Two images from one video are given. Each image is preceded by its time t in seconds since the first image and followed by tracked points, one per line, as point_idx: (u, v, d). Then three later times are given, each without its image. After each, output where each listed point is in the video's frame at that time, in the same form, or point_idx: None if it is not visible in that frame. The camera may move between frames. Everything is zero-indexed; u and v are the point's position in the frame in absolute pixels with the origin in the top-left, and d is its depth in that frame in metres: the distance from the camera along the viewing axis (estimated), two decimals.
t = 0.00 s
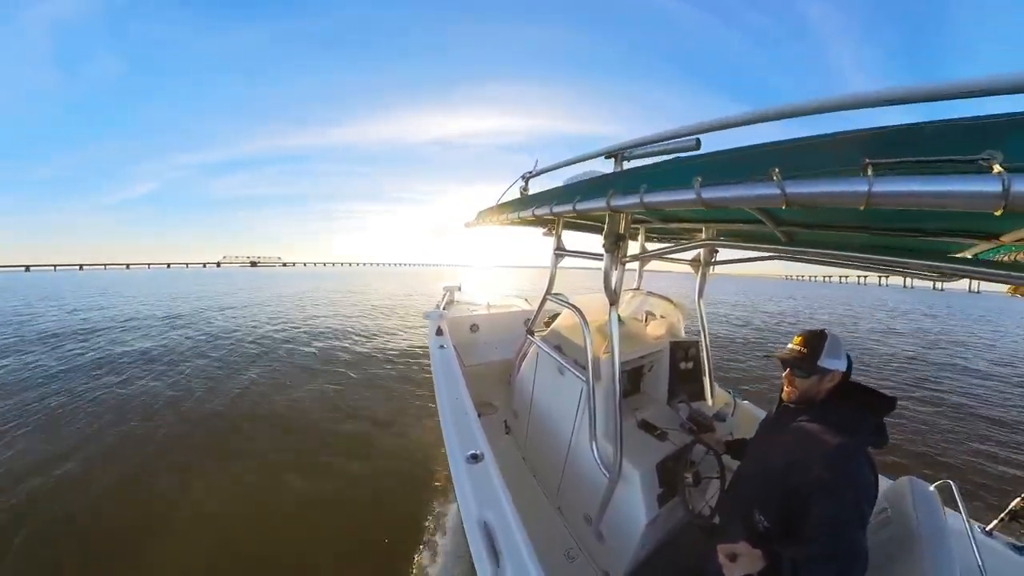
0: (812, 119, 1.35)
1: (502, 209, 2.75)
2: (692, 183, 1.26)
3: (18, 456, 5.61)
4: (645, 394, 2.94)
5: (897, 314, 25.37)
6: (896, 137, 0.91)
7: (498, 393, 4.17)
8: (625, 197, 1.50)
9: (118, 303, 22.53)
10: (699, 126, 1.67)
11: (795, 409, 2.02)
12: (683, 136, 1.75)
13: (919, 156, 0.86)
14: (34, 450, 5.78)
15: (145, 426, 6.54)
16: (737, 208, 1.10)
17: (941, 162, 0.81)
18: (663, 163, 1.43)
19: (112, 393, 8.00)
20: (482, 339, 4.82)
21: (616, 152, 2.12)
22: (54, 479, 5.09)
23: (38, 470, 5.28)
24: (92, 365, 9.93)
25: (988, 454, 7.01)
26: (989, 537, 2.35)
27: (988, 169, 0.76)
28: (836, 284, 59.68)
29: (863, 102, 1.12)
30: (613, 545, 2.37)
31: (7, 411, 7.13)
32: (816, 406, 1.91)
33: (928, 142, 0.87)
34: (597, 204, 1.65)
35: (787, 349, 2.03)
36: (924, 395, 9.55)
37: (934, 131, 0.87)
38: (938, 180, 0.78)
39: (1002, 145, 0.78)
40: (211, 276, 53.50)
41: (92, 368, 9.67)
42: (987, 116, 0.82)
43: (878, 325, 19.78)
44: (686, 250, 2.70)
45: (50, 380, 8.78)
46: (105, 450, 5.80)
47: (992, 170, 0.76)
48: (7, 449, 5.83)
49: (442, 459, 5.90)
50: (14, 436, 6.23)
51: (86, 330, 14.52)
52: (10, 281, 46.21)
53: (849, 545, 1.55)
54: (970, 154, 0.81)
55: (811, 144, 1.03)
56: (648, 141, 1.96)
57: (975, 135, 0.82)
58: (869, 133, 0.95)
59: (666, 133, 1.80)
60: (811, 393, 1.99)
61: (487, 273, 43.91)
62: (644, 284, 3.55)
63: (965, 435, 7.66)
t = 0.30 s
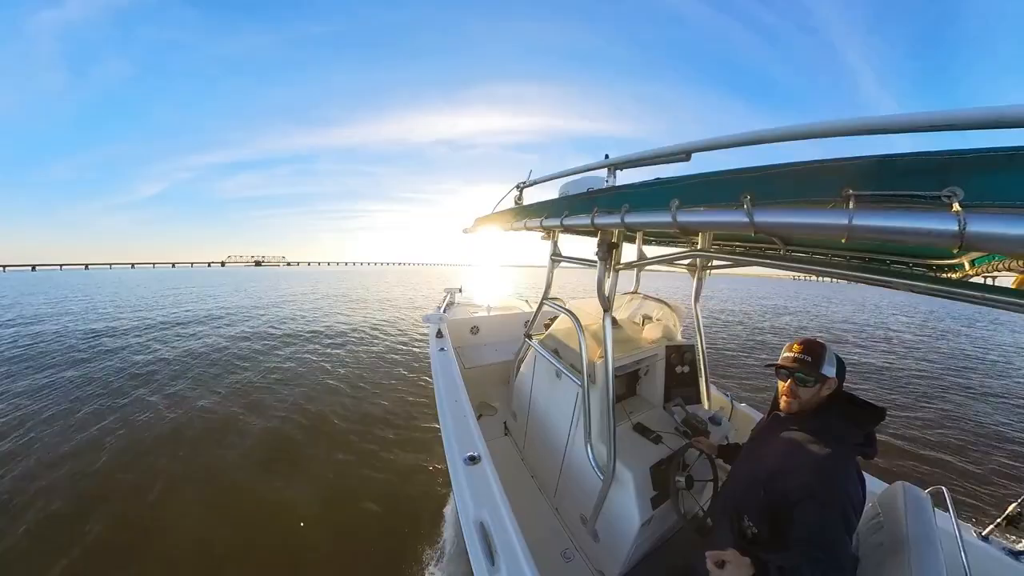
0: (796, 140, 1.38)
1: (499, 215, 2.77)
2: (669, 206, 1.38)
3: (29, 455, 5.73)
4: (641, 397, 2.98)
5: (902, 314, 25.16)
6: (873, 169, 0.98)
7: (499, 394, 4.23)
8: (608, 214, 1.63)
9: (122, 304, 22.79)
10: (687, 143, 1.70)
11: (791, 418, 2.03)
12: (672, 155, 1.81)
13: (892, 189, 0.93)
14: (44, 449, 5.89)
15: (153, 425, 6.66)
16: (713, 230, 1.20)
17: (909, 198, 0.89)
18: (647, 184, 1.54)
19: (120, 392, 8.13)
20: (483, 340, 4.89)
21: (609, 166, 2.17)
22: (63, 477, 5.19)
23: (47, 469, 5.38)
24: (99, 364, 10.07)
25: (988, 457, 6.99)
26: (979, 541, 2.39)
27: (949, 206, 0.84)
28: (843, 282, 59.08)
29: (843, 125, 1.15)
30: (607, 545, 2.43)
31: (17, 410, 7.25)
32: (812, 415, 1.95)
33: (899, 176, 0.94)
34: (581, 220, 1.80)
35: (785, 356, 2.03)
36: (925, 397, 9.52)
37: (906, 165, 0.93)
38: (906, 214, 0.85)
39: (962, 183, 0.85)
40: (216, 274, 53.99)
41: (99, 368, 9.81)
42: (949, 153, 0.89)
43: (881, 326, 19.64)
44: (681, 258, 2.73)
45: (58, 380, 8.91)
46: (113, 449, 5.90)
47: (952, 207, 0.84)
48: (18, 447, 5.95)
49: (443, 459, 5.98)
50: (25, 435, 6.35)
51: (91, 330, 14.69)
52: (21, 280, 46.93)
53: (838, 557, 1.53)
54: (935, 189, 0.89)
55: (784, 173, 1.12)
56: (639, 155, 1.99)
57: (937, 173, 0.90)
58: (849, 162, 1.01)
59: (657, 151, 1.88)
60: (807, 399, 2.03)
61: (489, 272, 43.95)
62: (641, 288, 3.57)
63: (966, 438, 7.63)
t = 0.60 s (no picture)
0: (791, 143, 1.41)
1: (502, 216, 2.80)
2: (661, 209, 1.43)
3: (36, 452, 5.81)
4: (641, 396, 3.00)
5: (905, 315, 25.05)
6: (852, 174, 1.01)
7: (500, 393, 4.27)
8: (605, 215, 1.68)
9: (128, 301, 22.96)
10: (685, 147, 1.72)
11: (791, 417, 2.05)
12: (670, 157, 1.84)
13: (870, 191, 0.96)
14: (52, 446, 5.98)
15: (158, 423, 6.75)
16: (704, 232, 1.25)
17: (882, 200, 0.92)
18: (641, 186, 1.58)
19: (126, 390, 8.22)
20: (485, 339, 4.94)
21: (608, 169, 2.20)
22: (71, 474, 5.27)
23: (55, 465, 5.46)
24: (105, 362, 10.18)
25: (991, 457, 6.97)
26: (978, 543, 2.39)
27: (919, 209, 0.87)
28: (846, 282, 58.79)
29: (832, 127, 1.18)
30: (606, 542, 2.46)
31: (24, 407, 7.34)
32: (811, 414, 1.97)
33: (873, 180, 0.98)
34: (578, 221, 1.84)
35: (782, 359, 2.05)
36: (928, 397, 9.48)
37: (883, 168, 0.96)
38: (880, 217, 0.90)
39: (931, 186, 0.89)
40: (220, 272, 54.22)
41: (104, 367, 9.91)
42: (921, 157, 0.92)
43: (885, 326, 19.56)
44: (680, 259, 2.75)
45: (65, 377, 9.02)
46: (118, 447, 5.97)
47: (923, 209, 0.87)
48: (26, 444, 6.04)
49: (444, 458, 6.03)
50: (33, 431, 6.44)
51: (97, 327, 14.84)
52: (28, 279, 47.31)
53: (838, 557, 1.55)
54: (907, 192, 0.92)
55: (765, 178, 1.17)
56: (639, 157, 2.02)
57: (911, 177, 0.93)
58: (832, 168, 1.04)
59: (654, 154, 1.91)
60: (806, 399, 2.03)
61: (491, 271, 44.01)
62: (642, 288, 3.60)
63: (969, 438, 7.61)
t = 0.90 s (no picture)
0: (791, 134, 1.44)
1: (504, 209, 2.84)
2: (662, 195, 1.48)
3: (42, 450, 5.87)
4: (642, 391, 3.02)
5: (909, 316, 24.93)
6: (838, 156, 1.04)
7: (502, 389, 4.30)
8: (608, 204, 1.74)
9: (132, 300, 23.08)
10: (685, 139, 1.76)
11: (789, 407, 2.08)
12: (674, 150, 1.88)
13: (856, 170, 1.00)
14: (57, 444, 6.04)
15: (162, 421, 6.80)
16: (700, 215, 1.32)
17: (867, 179, 0.97)
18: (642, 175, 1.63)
19: (130, 388, 8.29)
20: (487, 336, 4.97)
21: (612, 163, 2.23)
22: (76, 471, 5.32)
23: (60, 463, 5.52)
24: (109, 360, 10.26)
25: (995, 456, 6.93)
26: (977, 541, 2.39)
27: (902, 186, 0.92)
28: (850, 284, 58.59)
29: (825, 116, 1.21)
30: (606, 535, 2.48)
31: (30, 406, 7.42)
32: (806, 404, 2.00)
33: (857, 160, 1.00)
34: (582, 211, 1.90)
35: (778, 350, 2.09)
36: (931, 396, 9.44)
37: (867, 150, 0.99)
38: (865, 196, 0.95)
39: (913, 163, 0.92)
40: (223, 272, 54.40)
41: (108, 365, 9.96)
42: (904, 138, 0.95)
43: (888, 326, 19.46)
44: (682, 254, 2.79)
45: (70, 376, 9.09)
46: (121, 445, 6.02)
47: (905, 186, 0.92)
48: (32, 442, 6.10)
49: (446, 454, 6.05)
50: (38, 429, 6.51)
51: (102, 326, 14.96)
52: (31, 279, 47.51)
53: (833, 544, 1.58)
54: (890, 170, 0.96)
55: (757, 163, 1.20)
56: (642, 150, 2.05)
57: (895, 157, 0.96)
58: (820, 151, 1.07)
59: (657, 147, 1.94)
60: (802, 390, 2.06)
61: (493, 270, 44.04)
62: (643, 284, 3.62)
63: (973, 437, 7.57)
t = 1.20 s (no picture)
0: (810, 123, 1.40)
1: (510, 203, 2.81)
2: (681, 182, 1.45)
3: (42, 448, 5.85)
4: (647, 389, 2.99)
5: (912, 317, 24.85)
6: (869, 142, 1.02)
7: (504, 386, 4.27)
8: (621, 194, 1.71)
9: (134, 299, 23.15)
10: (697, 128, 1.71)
11: (795, 403, 2.06)
12: (687, 141, 1.84)
13: (892, 156, 0.97)
14: (57, 442, 6.02)
15: (162, 419, 6.77)
16: (723, 203, 1.28)
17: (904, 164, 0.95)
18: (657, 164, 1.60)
19: (131, 387, 8.27)
20: (489, 334, 4.94)
21: (622, 155, 2.20)
22: (76, 470, 5.31)
23: (60, 462, 5.50)
24: (110, 360, 10.24)
25: (1001, 458, 6.88)
26: (986, 543, 2.36)
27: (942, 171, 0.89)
28: (851, 285, 58.45)
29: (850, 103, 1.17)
30: (609, 535, 2.44)
31: (31, 405, 7.41)
32: (810, 400, 1.98)
33: (890, 145, 0.98)
34: (594, 201, 1.87)
35: (783, 346, 2.07)
36: (935, 397, 9.38)
37: (896, 135, 0.96)
38: (902, 180, 0.92)
39: (953, 147, 0.90)
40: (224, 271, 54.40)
41: (108, 364, 9.94)
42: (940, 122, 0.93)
43: (890, 328, 19.41)
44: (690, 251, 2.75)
45: (71, 375, 9.08)
46: (120, 444, 5.99)
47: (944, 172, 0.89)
48: (33, 441, 6.09)
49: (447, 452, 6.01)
50: (39, 428, 6.49)
51: (103, 325, 14.95)
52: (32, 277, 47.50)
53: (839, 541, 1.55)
54: (929, 155, 0.94)
55: (783, 148, 1.17)
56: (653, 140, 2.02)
57: (932, 142, 0.93)
58: (852, 136, 1.04)
59: (669, 137, 1.91)
60: (808, 386, 2.04)
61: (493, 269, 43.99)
62: (649, 281, 3.58)
63: (977, 438, 7.52)
